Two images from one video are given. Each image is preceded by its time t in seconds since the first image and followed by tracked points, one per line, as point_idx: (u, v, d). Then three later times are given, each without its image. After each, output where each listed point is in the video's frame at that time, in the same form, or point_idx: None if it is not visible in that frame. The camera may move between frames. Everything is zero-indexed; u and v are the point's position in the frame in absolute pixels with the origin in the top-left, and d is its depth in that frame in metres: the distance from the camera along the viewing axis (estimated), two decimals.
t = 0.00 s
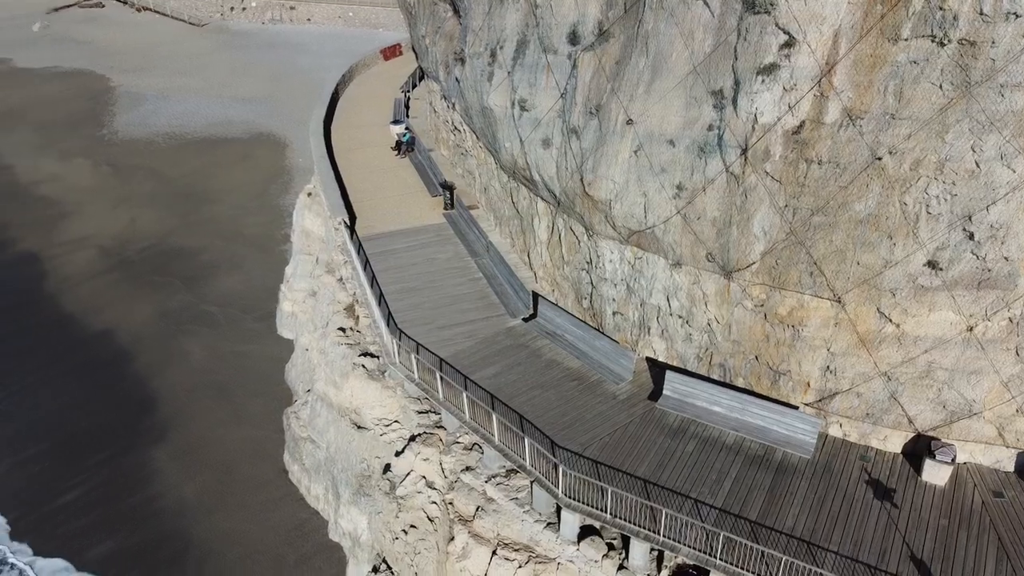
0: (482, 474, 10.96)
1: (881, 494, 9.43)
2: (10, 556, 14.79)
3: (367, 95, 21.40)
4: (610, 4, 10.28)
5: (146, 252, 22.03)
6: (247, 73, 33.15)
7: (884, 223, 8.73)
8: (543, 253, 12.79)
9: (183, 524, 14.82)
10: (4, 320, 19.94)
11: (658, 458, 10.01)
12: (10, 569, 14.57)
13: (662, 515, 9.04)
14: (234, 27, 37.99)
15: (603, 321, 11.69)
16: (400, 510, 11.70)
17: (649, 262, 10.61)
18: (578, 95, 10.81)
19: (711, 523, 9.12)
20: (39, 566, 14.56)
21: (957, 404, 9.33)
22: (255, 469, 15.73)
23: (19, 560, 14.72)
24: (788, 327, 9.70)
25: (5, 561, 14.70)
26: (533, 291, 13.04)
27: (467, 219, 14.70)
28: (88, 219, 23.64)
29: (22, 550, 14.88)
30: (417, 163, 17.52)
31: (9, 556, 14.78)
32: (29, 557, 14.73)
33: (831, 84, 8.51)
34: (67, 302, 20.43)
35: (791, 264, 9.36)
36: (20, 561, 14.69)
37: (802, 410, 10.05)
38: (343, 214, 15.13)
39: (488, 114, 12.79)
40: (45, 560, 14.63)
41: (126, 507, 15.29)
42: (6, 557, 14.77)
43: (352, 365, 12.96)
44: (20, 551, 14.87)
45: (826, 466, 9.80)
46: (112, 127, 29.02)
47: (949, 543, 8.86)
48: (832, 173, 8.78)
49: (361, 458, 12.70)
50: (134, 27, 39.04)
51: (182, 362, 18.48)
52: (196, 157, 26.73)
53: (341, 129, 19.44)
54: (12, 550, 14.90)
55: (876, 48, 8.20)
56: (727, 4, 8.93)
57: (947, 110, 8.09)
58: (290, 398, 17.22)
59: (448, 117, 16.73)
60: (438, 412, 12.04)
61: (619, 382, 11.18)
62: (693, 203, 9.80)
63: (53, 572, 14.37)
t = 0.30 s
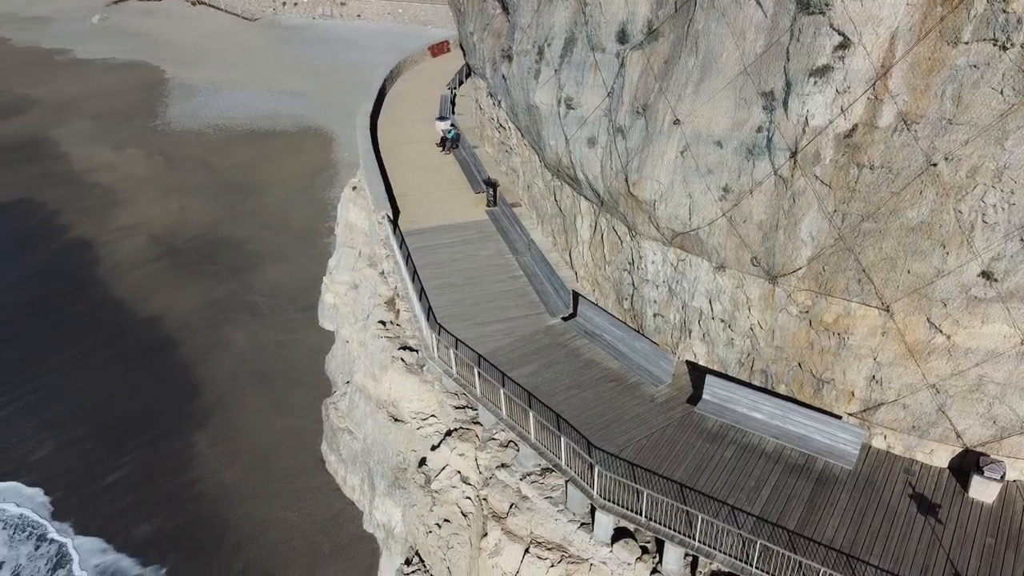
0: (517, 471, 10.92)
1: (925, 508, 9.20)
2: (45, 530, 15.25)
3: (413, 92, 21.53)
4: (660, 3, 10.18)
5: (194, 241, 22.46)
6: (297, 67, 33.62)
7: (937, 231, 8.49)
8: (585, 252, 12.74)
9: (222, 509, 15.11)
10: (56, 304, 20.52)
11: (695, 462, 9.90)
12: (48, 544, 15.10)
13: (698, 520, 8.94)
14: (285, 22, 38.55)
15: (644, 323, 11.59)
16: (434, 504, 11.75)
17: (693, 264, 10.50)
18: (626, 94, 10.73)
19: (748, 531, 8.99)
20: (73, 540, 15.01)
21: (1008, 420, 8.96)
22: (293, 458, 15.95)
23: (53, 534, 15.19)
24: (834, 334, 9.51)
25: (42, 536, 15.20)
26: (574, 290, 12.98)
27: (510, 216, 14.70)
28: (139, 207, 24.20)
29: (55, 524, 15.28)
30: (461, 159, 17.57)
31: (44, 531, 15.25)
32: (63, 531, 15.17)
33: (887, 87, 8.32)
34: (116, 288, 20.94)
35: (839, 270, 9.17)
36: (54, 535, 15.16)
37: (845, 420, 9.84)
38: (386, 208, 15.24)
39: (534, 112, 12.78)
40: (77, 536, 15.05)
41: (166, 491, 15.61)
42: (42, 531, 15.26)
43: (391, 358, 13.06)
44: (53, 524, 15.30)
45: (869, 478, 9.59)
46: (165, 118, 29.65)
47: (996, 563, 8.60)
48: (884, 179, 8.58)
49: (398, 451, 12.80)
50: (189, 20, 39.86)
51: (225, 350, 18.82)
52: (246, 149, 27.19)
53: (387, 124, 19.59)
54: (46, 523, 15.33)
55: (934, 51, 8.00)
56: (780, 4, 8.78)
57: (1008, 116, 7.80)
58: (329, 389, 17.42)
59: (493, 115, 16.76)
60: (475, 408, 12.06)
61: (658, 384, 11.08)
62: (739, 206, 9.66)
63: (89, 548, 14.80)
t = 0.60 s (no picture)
0: (553, 473, 10.85)
1: (972, 528, 8.95)
2: (84, 511, 15.62)
3: (460, 90, 21.62)
4: (712, 6, 10.05)
5: (240, 233, 22.85)
6: (346, 63, 34.02)
7: (993, 244, 8.24)
8: (628, 255, 12.66)
9: (261, 498, 15.37)
10: (107, 291, 21.05)
11: (734, 471, 9.78)
12: (84, 525, 15.43)
13: (735, 530, 8.82)
14: (336, 19, 39.02)
15: (686, 328, 11.47)
16: (470, 502, 11.79)
17: (738, 270, 10.36)
18: (674, 96, 10.63)
19: (786, 543, 8.85)
20: (110, 523, 15.36)
21: None
22: (332, 450, 16.15)
23: (91, 516, 15.54)
24: (881, 347, 9.30)
25: (79, 517, 15.55)
26: (615, 293, 12.91)
27: (553, 216, 14.67)
28: (189, 198, 24.70)
29: (94, 506, 15.66)
30: (506, 159, 17.58)
31: (82, 512, 15.60)
32: (101, 513, 15.54)
33: (945, 95, 8.11)
34: (165, 277, 21.40)
35: (889, 281, 8.97)
36: (92, 517, 15.51)
37: (890, 434, 9.62)
38: (430, 206, 15.32)
39: (580, 112, 12.74)
40: (115, 518, 15.42)
41: (207, 477, 15.91)
42: (80, 513, 15.62)
43: (431, 355, 13.12)
44: (90, 506, 15.69)
45: (913, 494, 9.36)
46: (217, 112, 30.22)
47: None
48: (940, 189, 8.36)
49: (435, 447, 12.88)
50: (242, 16, 40.58)
51: (268, 341, 19.12)
52: (294, 143, 27.59)
53: (433, 122, 19.71)
54: (86, 504, 15.72)
55: (996, 59, 7.77)
56: (836, 8, 8.61)
57: None
58: (369, 383, 17.59)
59: (539, 114, 16.74)
60: (512, 407, 12.02)
61: (698, 391, 10.97)
62: (787, 213, 9.50)
63: (128, 530, 15.17)
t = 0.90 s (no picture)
0: (589, 477, 10.78)
1: (1019, 553, 8.72)
2: (121, 495, 15.95)
3: (508, 89, 21.67)
4: (765, 10, 9.89)
5: (287, 226, 23.22)
6: (396, 61, 34.33)
7: None
8: (671, 260, 12.58)
9: (301, 489, 15.63)
10: (157, 280, 21.57)
11: (773, 483, 9.67)
12: (119, 509, 15.73)
13: (773, 542, 8.72)
14: (386, 16, 39.40)
15: (728, 336, 11.35)
16: (505, 502, 11.84)
17: (783, 279, 10.23)
18: (723, 102, 10.52)
19: (825, 558, 8.72)
20: (145, 508, 15.66)
21: None
22: (370, 444, 16.37)
23: (127, 500, 15.86)
24: (930, 361, 9.08)
25: (115, 500, 15.86)
26: (657, 297, 12.83)
27: (596, 218, 14.64)
28: (238, 191, 25.17)
29: (132, 490, 16.02)
30: (551, 159, 17.58)
31: (119, 495, 15.94)
32: (138, 498, 15.87)
33: (1005, 106, 7.89)
34: (213, 267, 21.86)
35: (940, 295, 8.76)
36: (128, 501, 15.83)
37: (936, 451, 9.39)
38: (474, 205, 15.39)
39: (628, 115, 12.68)
40: (150, 504, 15.72)
41: (247, 466, 16.23)
42: (117, 496, 15.94)
43: (471, 354, 13.17)
44: (128, 491, 16.03)
45: (959, 515, 9.15)
46: (268, 106, 30.75)
47: None
48: (997, 202, 8.14)
49: (472, 446, 12.95)
50: (295, 12, 41.22)
51: (311, 333, 19.41)
52: (342, 138, 27.94)
53: (479, 121, 19.79)
54: (125, 488, 16.08)
55: None
56: (895, 15, 8.43)
57: None
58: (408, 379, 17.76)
59: (586, 116, 16.70)
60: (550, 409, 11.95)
61: (739, 400, 10.86)
62: (837, 222, 9.33)
63: (167, 514, 15.50)
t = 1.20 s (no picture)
0: (625, 482, 10.73)
1: None
2: (155, 482, 16.33)
3: (555, 90, 21.68)
4: (820, 17, 9.72)
5: (332, 222, 23.53)
6: (444, 60, 34.56)
7: None
8: (715, 268, 12.47)
9: (339, 482, 15.87)
10: (205, 271, 22.05)
11: (812, 498, 9.53)
12: (150, 497, 16.08)
13: (811, 557, 8.59)
14: (436, 15, 39.71)
15: (771, 346, 11.20)
16: (540, 504, 11.86)
17: (830, 290, 10.07)
18: (774, 109, 10.39)
19: None
20: (178, 497, 16.00)
21: None
22: (407, 440, 16.54)
23: (160, 488, 16.22)
24: (980, 380, 8.85)
25: (148, 487, 16.23)
26: (700, 305, 12.73)
27: (640, 223, 14.57)
28: (286, 185, 25.58)
29: (168, 477, 16.40)
30: (596, 162, 17.53)
31: (154, 483, 16.31)
32: (170, 486, 16.21)
33: None
34: (259, 260, 22.27)
35: (993, 312, 8.53)
36: (162, 489, 16.20)
37: (984, 472, 9.13)
38: (518, 206, 15.43)
39: (675, 120, 12.61)
40: (184, 492, 16.06)
41: (287, 457, 16.51)
42: (150, 484, 16.32)
43: (510, 355, 13.24)
44: (162, 479, 16.40)
45: (1005, 538, 8.90)
46: (317, 102, 31.20)
47: None
48: None
49: (509, 447, 12.99)
50: (347, 9, 41.73)
51: (353, 328, 19.66)
52: (389, 136, 28.22)
53: (525, 122, 19.82)
54: (160, 476, 16.45)
55: None
56: (955, 25, 8.23)
57: None
58: (447, 377, 17.89)
59: (633, 119, 16.63)
60: (588, 413, 11.94)
61: (781, 412, 10.73)
62: (887, 235, 9.16)
63: (205, 502, 15.83)
